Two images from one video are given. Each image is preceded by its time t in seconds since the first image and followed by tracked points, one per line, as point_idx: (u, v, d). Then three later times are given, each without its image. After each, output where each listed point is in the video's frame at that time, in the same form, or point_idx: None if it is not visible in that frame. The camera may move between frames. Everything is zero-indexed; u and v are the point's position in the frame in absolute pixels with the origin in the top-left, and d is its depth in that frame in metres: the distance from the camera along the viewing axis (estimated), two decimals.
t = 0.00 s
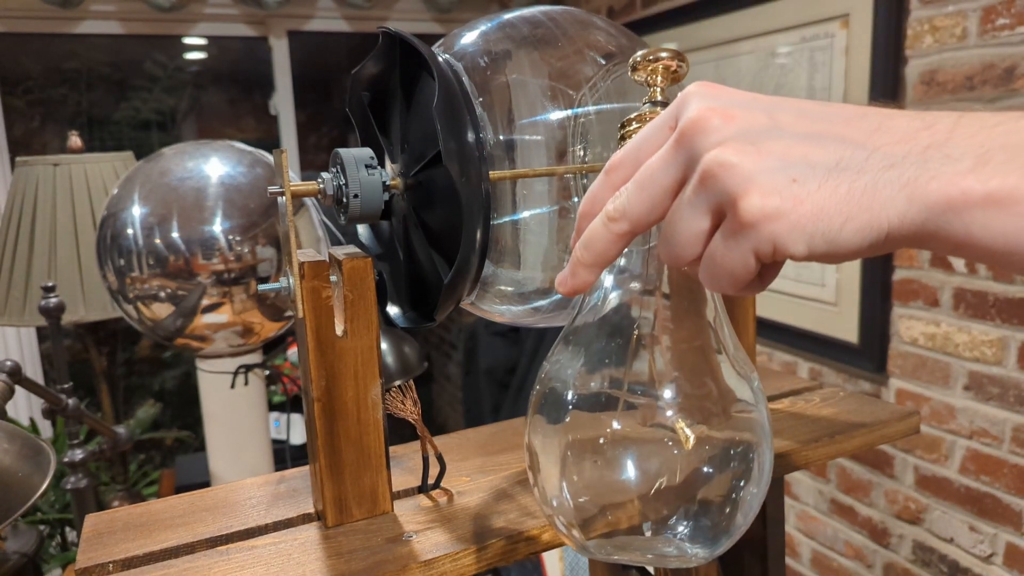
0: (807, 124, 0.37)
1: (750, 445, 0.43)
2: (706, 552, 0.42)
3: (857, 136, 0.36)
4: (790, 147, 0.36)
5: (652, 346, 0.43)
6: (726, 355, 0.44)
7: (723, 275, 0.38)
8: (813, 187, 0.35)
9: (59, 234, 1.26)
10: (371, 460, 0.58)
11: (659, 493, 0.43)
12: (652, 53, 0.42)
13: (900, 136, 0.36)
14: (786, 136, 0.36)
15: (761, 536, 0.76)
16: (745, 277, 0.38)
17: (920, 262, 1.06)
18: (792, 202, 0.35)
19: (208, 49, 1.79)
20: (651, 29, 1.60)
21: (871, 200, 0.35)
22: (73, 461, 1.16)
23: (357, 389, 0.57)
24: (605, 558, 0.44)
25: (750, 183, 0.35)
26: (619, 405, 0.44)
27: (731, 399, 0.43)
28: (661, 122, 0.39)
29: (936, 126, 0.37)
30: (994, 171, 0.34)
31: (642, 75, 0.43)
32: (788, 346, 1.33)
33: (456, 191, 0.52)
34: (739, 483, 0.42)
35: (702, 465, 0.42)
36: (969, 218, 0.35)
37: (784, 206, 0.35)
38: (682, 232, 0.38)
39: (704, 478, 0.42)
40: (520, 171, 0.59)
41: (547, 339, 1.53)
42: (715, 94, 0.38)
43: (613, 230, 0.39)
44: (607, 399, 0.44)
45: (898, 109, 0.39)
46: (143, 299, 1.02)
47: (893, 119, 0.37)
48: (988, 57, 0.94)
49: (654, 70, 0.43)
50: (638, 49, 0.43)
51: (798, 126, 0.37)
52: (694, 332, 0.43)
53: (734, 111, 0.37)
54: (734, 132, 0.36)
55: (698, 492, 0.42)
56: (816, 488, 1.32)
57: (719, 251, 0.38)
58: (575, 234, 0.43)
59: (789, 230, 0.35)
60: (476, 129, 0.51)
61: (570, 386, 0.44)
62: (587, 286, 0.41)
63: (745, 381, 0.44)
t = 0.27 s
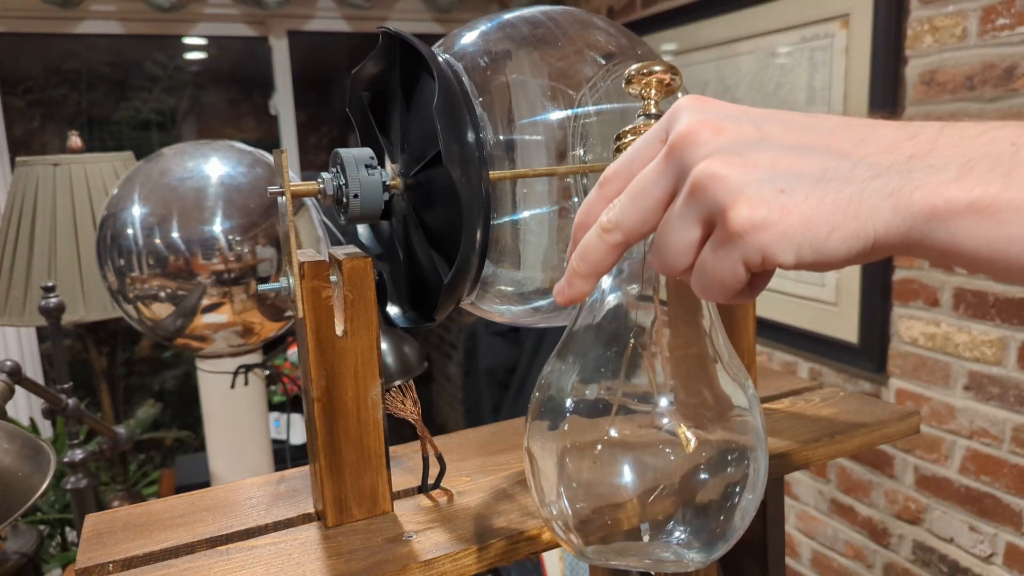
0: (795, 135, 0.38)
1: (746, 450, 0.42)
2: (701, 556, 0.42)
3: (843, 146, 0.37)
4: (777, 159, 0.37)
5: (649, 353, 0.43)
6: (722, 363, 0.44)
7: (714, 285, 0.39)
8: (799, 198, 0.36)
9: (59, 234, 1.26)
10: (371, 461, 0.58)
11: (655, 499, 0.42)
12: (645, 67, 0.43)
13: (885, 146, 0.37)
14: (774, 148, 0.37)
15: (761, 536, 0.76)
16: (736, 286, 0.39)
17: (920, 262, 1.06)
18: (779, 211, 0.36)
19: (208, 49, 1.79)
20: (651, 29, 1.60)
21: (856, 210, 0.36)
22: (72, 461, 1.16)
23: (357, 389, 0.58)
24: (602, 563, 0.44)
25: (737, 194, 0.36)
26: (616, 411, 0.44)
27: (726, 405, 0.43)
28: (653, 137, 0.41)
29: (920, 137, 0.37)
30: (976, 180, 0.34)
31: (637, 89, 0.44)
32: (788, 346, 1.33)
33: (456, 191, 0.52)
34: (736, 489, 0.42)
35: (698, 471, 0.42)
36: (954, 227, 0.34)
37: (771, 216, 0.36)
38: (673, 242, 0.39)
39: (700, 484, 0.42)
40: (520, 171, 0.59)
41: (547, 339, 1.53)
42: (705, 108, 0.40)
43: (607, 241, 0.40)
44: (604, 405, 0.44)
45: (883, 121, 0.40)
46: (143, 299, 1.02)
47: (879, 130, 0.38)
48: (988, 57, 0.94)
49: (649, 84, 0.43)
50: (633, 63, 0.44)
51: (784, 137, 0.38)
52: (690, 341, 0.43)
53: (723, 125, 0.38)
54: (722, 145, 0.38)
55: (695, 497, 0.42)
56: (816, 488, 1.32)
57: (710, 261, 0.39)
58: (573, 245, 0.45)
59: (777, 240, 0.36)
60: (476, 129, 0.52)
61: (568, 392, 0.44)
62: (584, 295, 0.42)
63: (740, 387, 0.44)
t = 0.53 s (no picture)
0: (787, 139, 0.38)
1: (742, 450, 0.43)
2: (697, 555, 0.42)
3: (835, 150, 0.38)
4: (770, 162, 0.37)
5: (647, 354, 0.43)
6: (718, 364, 0.44)
7: (708, 286, 0.40)
8: (792, 201, 0.37)
9: (59, 234, 1.26)
10: (370, 461, 0.58)
11: (652, 499, 0.42)
12: (643, 74, 0.43)
13: (876, 149, 0.38)
14: (767, 151, 0.38)
15: (761, 536, 0.76)
16: (730, 287, 0.40)
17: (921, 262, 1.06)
18: (772, 214, 0.37)
19: (208, 49, 1.79)
20: (651, 28, 1.60)
21: (849, 212, 0.37)
22: (72, 461, 1.16)
23: (357, 388, 0.58)
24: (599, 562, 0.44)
25: (731, 197, 0.37)
26: (613, 411, 0.44)
27: (723, 406, 0.43)
28: (649, 140, 0.41)
29: (911, 140, 0.39)
30: (965, 183, 0.36)
31: (634, 94, 0.44)
32: (788, 346, 1.33)
33: (456, 191, 0.52)
34: (731, 490, 0.42)
35: (695, 471, 0.42)
36: (944, 228, 0.36)
37: (764, 218, 0.37)
38: (669, 244, 0.39)
39: (697, 484, 0.42)
40: (520, 171, 0.59)
41: (547, 339, 1.53)
42: (699, 111, 0.40)
43: (605, 244, 0.40)
44: (602, 406, 0.44)
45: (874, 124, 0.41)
46: (143, 299, 1.02)
47: (869, 133, 0.39)
48: (988, 57, 0.94)
49: (646, 90, 0.43)
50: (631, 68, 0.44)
51: (777, 140, 0.39)
52: (687, 343, 0.43)
53: (716, 128, 0.38)
54: (717, 148, 0.38)
55: (692, 497, 0.42)
56: (816, 488, 1.32)
57: (704, 263, 0.39)
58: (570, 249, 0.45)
59: (769, 242, 0.37)
60: (476, 129, 0.52)
61: (565, 393, 0.44)
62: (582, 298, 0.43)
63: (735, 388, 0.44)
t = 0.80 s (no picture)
0: (783, 143, 0.39)
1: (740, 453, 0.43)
2: (695, 556, 0.42)
3: (830, 153, 0.38)
4: (766, 165, 0.38)
5: (647, 355, 0.43)
6: (716, 366, 0.44)
7: (706, 288, 0.40)
8: (787, 203, 0.37)
9: (58, 234, 1.26)
10: (371, 461, 0.58)
11: (650, 500, 0.42)
12: (643, 79, 0.43)
13: (871, 153, 0.38)
14: (763, 155, 0.38)
15: (761, 536, 0.76)
16: (728, 289, 0.40)
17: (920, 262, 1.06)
18: (768, 216, 0.37)
19: (208, 49, 1.79)
20: (651, 28, 1.60)
21: (844, 214, 0.37)
22: (72, 461, 1.16)
23: (357, 388, 0.58)
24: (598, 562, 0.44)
25: (728, 200, 0.37)
26: (612, 413, 0.44)
27: (721, 408, 0.43)
28: (646, 144, 0.41)
29: (905, 143, 0.38)
30: (959, 185, 0.36)
31: (634, 99, 0.44)
32: (788, 346, 1.33)
33: (456, 190, 0.52)
34: (728, 492, 0.42)
35: (693, 473, 0.42)
36: (939, 230, 0.36)
37: (760, 221, 0.37)
38: (667, 247, 0.40)
39: (694, 486, 0.42)
40: (520, 170, 0.59)
41: (547, 339, 1.53)
42: (697, 115, 0.40)
43: (603, 246, 0.40)
44: (600, 407, 0.44)
45: (868, 128, 0.41)
46: (143, 299, 1.02)
47: (864, 136, 0.39)
48: (988, 57, 0.94)
49: (646, 94, 0.43)
50: (631, 75, 0.44)
51: (773, 144, 0.39)
52: (685, 346, 0.43)
53: (714, 133, 0.38)
54: (714, 152, 0.38)
55: (690, 499, 0.42)
56: (816, 487, 1.32)
57: (702, 265, 0.39)
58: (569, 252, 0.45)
59: (765, 244, 0.37)
60: (476, 129, 0.52)
61: (564, 394, 0.44)
62: (581, 300, 0.43)
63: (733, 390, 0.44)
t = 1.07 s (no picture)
0: (780, 143, 0.39)
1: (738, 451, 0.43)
2: (693, 553, 0.42)
3: (827, 153, 0.38)
4: (763, 165, 0.38)
5: (646, 354, 0.43)
6: (715, 364, 0.44)
7: (704, 287, 0.40)
8: (784, 202, 0.38)
9: (58, 234, 1.26)
10: (370, 460, 0.58)
11: (648, 499, 0.42)
12: (644, 79, 0.43)
13: (867, 153, 0.38)
14: (760, 155, 0.38)
15: (761, 536, 0.76)
16: (726, 288, 0.40)
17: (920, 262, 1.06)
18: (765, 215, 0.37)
19: (208, 49, 1.79)
20: (651, 28, 1.60)
21: (841, 213, 0.37)
22: (72, 461, 1.16)
23: (357, 387, 0.58)
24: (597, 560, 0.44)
25: (726, 199, 0.37)
26: (611, 411, 0.44)
27: (720, 407, 0.43)
28: (645, 144, 0.41)
29: (902, 143, 0.39)
30: (955, 185, 0.36)
31: (634, 100, 0.44)
32: (788, 346, 1.33)
33: (456, 190, 0.52)
34: (726, 490, 0.42)
35: (692, 472, 0.42)
36: (934, 229, 0.36)
37: (756, 220, 0.37)
38: (665, 246, 0.40)
39: (693, 484, 0.42)
40: (520, 170, 0.59)
41: (547, 339, 1.53)
42: (695, 115, 0.40)
43: (603, 245, 0.40)
44: (599, 405, 0.44)
45: (865, 128, 0.41)
46: (143, 299, 1.02)
47: (860, 137, 0.39)
48: (988, 57, 0.94)
49: (646, 95, 0.44)
50: (631, 76, 0.44)
51: (771, 144, 0.39)
52: (684, 346, 0.43)
53: (712, 133, 0.38)
54: (712, 152, 0.38)
55: (688, 497, 0.42)
56: (816, 487, 1.32)
57: (700, 264, 0.39)
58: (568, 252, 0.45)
59: (762, 243, 0.38)
60: (476, 129, 0.52)
61: (562, 393, 0.44)
62: (580, 299, 0.43)
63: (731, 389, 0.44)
